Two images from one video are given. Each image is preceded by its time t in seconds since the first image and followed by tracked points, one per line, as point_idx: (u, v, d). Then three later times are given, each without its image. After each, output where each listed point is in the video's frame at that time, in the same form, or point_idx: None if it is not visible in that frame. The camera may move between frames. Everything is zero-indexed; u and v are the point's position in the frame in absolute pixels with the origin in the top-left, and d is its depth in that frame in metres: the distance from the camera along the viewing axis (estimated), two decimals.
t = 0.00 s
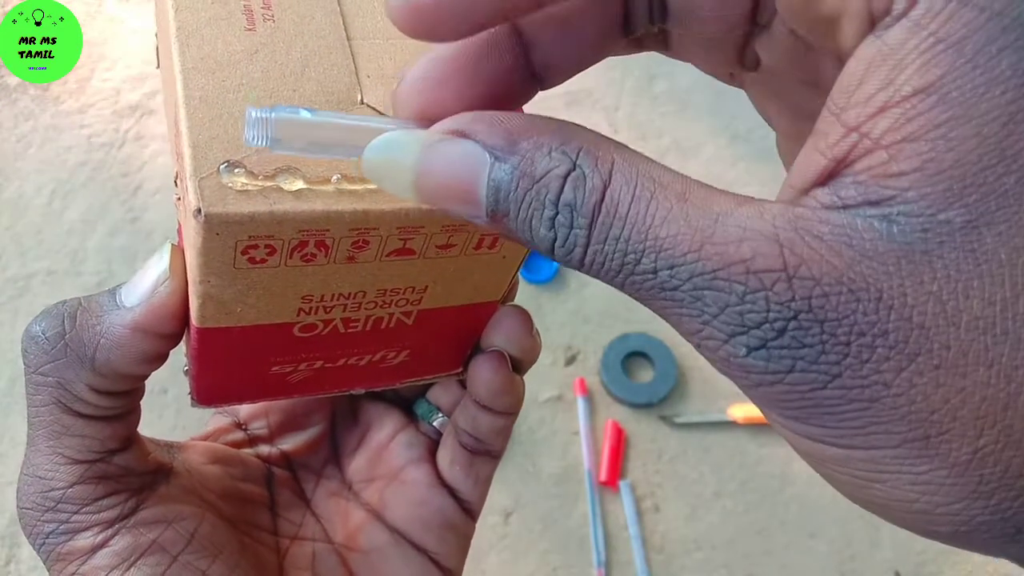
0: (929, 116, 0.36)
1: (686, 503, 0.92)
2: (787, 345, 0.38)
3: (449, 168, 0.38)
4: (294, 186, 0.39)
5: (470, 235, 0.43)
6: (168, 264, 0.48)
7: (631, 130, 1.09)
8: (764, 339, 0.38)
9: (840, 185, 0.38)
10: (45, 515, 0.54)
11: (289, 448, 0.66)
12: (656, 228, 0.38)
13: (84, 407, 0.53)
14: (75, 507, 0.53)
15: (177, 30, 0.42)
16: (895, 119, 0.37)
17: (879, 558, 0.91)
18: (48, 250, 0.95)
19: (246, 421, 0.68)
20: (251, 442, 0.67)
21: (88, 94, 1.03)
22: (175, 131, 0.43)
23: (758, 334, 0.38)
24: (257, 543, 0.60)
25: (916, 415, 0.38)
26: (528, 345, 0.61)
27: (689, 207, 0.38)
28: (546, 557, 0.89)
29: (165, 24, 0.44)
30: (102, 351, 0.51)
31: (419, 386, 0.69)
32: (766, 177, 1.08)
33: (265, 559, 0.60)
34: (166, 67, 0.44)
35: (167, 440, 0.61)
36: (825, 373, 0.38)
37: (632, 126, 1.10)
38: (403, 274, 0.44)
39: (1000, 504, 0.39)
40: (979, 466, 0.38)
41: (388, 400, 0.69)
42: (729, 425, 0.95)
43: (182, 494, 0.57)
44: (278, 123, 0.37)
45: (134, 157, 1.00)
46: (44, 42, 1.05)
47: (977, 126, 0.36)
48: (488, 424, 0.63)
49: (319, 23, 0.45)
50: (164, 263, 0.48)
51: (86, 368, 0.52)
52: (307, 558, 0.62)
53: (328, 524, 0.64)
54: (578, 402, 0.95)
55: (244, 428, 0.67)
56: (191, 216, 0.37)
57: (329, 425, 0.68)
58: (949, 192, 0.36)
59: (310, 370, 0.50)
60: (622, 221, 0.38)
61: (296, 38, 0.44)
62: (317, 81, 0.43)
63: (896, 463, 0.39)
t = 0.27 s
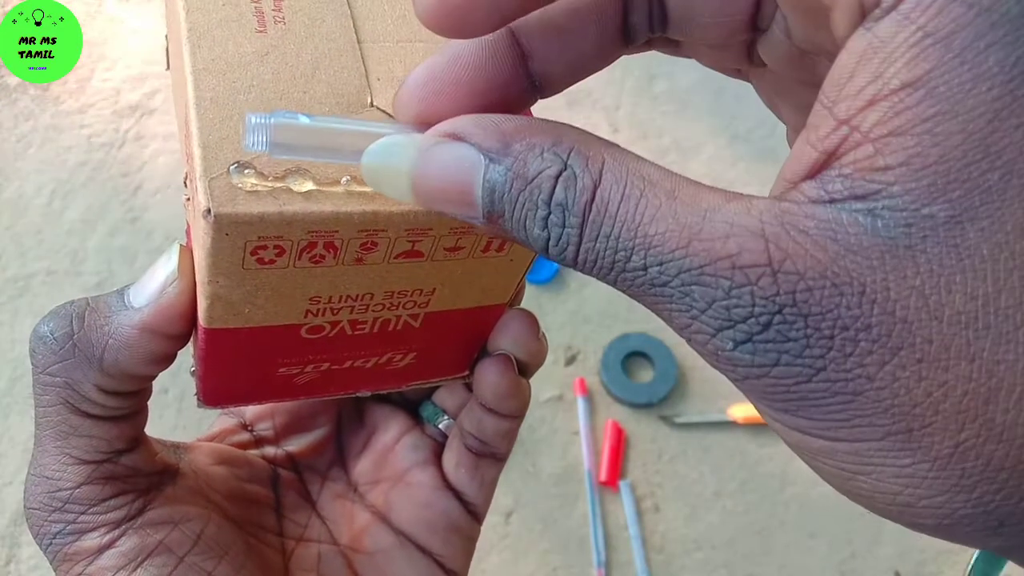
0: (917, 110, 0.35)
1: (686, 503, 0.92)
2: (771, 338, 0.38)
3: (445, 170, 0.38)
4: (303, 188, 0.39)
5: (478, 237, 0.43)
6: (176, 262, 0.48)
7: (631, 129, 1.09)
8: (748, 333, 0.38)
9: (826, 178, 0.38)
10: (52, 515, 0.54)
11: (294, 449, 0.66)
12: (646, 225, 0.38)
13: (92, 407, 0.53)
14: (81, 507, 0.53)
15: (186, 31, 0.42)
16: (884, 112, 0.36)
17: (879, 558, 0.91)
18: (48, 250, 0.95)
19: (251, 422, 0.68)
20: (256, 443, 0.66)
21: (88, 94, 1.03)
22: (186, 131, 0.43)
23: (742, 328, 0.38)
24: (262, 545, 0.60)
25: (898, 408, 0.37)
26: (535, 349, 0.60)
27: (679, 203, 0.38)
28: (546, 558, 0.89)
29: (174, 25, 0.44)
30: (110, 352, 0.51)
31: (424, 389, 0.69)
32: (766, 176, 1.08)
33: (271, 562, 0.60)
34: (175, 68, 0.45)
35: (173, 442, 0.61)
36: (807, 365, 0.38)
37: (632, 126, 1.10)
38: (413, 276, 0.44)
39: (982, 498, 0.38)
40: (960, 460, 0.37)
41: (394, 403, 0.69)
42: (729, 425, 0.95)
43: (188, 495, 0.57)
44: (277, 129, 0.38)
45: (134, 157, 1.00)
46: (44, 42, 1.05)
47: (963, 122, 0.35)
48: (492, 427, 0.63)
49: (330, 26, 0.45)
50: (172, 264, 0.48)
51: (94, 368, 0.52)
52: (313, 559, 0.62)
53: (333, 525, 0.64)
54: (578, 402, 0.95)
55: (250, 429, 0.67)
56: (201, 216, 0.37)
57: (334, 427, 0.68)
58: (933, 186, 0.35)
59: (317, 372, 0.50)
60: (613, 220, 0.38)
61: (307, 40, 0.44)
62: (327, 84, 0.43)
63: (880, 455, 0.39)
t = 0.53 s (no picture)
0: (901, 117, 0.35)
1: (686, 503, 0.92)
2: (758, 348, 0.38)
3: (443, 184, 0.38)
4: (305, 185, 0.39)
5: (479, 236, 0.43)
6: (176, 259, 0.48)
7: (631, 130, 1.09)
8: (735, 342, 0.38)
9: (813, 185, 0.38)
10: (53, 513, 0.54)
11: (295, 448, 0.66)
12: (635, 235, 0.38)
13: (92, 405, 0.53)
14: (82, 505, 0.53)
15: (188, 29, 0.42)
16: (870, 119, 0.36)
17: (879, 558, 0.91)
18: (48, 250, 0.95)
19: (252, 421, 0.68)
20: (256, 442, 0.67)
21: (88, 94, 1.03)
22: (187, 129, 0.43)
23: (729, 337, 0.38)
24: (262, 544, 0.60)
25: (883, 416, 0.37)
26: (535, 348, 0.60)
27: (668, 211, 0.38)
28: (546, 558, 0.89)
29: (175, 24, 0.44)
30: (110, 350, 0.51)
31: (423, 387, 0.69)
32: (766, 176, 1.08)
33: (270, 561, 0.60)
34: (177, 67, 0.45)
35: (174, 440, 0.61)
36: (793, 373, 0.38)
37: (632, 125, 1.10)
38: (413, 274, 0.45)
39: (968, 503, 0.38)
40: (945, 466, 0.37)
41: (394, 401, 0.69)
42: (729, 425, 0.95)
43: (189, 493, 0.57)
44: (276, 148, 0.38)
45: (134, 157, 1.00)
46: (44, 42, 1.05)
47: (947, 129, 0.35)
48: (492, 426, 0.63)
49: (331, 24, 0.45)
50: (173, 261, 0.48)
51: (95, 366, 0.52)
52: (313, 558, 0.62)
53: (333, 524, 0.64)
54: (578, 402, 0.95)
55: (250, 427, 0.67)
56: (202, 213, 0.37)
57: (335, 426, 0.68)
58: (917, 194, 0.35)
59: (317, 371, 0.50)
60: (604, 231, 0.38)
61: (308, 38, 0.44)
62: (328, 82, 0.43)
63: (867, 461, 0.39)
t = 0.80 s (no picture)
0: (889, 116, 0.35)
1: (686, 503, 0.92)
2: (748, 346, 0.38)
3: (444, 182, 0.38)
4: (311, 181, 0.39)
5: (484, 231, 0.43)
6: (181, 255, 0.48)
7: (631, 130, 1.09)
8: (726, 340, 0.38)
9: (805, 184, 0.37)
10: (57, 508, 0.54)
11: (298, 445, 0.66)
12: (629, 234, 0.38)
13: (98, 399, 0.53)
14: (87, 499, 0.53)
15: (194, 24, 0.42)
16: (859, 119, 0.36)
17: (879, 558, 0.91)
18: (48, 250, 0.95)
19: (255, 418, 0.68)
20: (259, 439, 0.67)
21: (88, 94, 1.03)
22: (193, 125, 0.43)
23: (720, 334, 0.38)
24: (264, 539, 0.60)
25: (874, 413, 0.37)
26: (536, 347, 0.60)
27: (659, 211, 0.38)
28: (546, 558, 0.89)
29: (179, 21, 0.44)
30: (115, 344, 0.51)
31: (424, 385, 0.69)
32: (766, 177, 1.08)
33: (272, 557, 0.60)
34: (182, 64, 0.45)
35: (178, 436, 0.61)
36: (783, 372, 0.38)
37: (632, 125, 1.10)
38: (418, 269, 0.44)
39: (957, 499, 0.38)
40: (934, 462, 0.37)
41: (395, 398, 0.69)
42: (729, 425, 0.95)
43: (191, 488, 0.57)
44: (282, 149, 0.38)
45: (134, 157, 1.00)
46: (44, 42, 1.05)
47: (934, 127, 0.35)
48: (493, 423, 0.63)
49: (337, 20, 0.45)
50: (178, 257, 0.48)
51: (100, 360, 0.52)
52: (315, 553, 0.62)
53: (334, 521, 0.64)
54: (578, 401, 0.95)
55: (253, 424, 0.67)
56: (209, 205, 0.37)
57: (337, 423, 0.68)
58: (904, 192, 0.35)
59: (321, 366, 0.50)
60: (600, 229, 0.39)
61: (313, 34, 0.44)
62: (334, 78, 0.43)
63: (857, 457, 0.38)
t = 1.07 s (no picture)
0: (904, 136, 0.36)
1: (686, 503, 0.92)
2: (766, 375, 0.39)
3: (424, 226, 0.39)
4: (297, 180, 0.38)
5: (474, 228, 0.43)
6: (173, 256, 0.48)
7: (631, 130, 1.09)
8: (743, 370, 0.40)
9: (814, 203, 0.39)
10: (53, 508, 0.54)
11: (295, 445, 0.66)
12: (632, 263, 0.39)
13: (92, 398, 0.53)
14: (83, 499, 0.53)
15: (184, 26, 0.42)
16: (871, 138, 0.37)
17: (879, 558, 0.91)
18: (48, 250, 0.95)
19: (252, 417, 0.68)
20: (257, 438, 0.67)
21: (88, 94, 1.03)
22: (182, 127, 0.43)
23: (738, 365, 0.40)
24: (263, 538, 0.60)
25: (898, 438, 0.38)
26: (532, 347, 0.60)
27: (661, 237, 0.39)
28: (546, 558, 0.89)
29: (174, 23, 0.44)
30: (109, 342, 0.51)
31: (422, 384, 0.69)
32: (766, 177, 1.08)
33: (271, 556, 0.59)
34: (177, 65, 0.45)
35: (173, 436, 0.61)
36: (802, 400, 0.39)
37: (632, 125, 1.10)
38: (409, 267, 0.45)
39: (988, 519, 0.39)
40: (965, 485, 0.38)
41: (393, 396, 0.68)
42: (729, 425, 0.95)
43: (188, 487, 0.57)
44: (265, 148, 0.37)
45: (134, 157, 1.00)
46: (44, 42, 1.06)
47: (951, 149, 0.36)
48: (490, 420, 0.63)
49: (326, 21, 0.45)
50: (169, 256, 0.48)
51: (94, 359, 0.52)
52: (313, 552, 0.62)
53: (333, 520, 0.64)
54: (578, 402, 0.95)
55: (250, 424, 0.67)
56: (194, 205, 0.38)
57: (335, 422, 0.67)
58: (921, 214, 0.36)
59: (315, 365, 0.50)
60: (601, 260, 0.40)
61: (303, 34, 0.44)
62: (324, 77, 0.43)
63: (884, 482, 0.40)
